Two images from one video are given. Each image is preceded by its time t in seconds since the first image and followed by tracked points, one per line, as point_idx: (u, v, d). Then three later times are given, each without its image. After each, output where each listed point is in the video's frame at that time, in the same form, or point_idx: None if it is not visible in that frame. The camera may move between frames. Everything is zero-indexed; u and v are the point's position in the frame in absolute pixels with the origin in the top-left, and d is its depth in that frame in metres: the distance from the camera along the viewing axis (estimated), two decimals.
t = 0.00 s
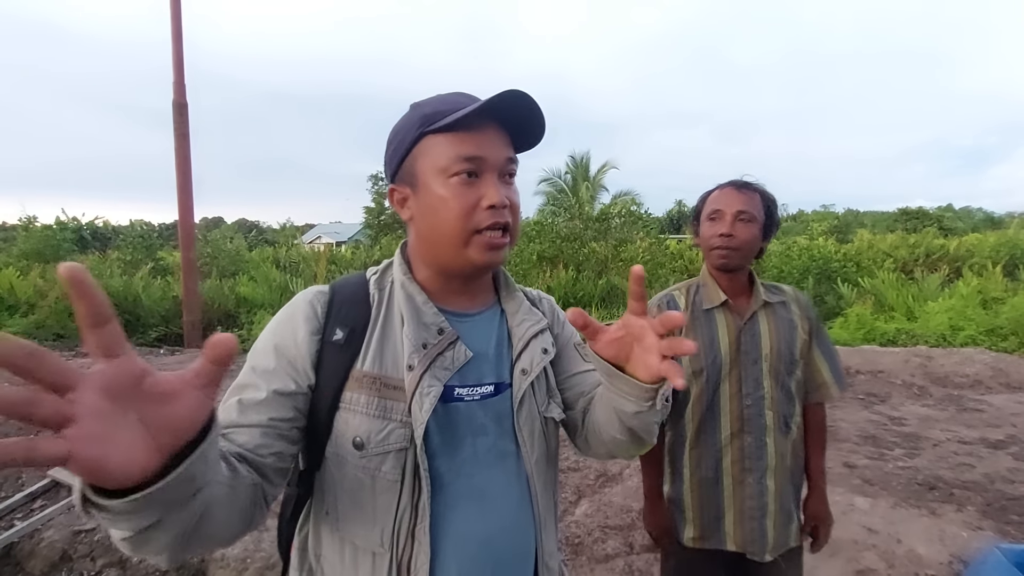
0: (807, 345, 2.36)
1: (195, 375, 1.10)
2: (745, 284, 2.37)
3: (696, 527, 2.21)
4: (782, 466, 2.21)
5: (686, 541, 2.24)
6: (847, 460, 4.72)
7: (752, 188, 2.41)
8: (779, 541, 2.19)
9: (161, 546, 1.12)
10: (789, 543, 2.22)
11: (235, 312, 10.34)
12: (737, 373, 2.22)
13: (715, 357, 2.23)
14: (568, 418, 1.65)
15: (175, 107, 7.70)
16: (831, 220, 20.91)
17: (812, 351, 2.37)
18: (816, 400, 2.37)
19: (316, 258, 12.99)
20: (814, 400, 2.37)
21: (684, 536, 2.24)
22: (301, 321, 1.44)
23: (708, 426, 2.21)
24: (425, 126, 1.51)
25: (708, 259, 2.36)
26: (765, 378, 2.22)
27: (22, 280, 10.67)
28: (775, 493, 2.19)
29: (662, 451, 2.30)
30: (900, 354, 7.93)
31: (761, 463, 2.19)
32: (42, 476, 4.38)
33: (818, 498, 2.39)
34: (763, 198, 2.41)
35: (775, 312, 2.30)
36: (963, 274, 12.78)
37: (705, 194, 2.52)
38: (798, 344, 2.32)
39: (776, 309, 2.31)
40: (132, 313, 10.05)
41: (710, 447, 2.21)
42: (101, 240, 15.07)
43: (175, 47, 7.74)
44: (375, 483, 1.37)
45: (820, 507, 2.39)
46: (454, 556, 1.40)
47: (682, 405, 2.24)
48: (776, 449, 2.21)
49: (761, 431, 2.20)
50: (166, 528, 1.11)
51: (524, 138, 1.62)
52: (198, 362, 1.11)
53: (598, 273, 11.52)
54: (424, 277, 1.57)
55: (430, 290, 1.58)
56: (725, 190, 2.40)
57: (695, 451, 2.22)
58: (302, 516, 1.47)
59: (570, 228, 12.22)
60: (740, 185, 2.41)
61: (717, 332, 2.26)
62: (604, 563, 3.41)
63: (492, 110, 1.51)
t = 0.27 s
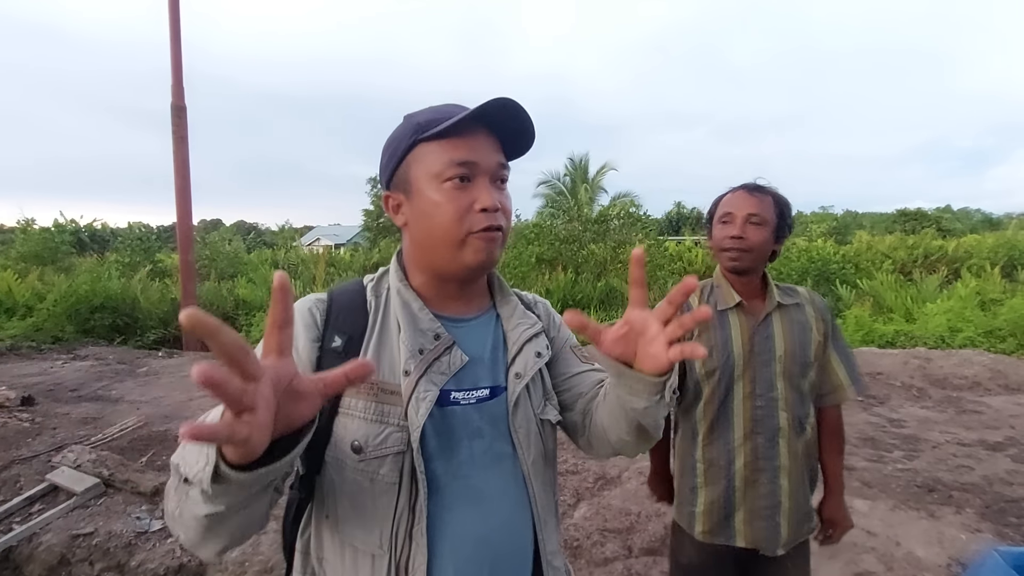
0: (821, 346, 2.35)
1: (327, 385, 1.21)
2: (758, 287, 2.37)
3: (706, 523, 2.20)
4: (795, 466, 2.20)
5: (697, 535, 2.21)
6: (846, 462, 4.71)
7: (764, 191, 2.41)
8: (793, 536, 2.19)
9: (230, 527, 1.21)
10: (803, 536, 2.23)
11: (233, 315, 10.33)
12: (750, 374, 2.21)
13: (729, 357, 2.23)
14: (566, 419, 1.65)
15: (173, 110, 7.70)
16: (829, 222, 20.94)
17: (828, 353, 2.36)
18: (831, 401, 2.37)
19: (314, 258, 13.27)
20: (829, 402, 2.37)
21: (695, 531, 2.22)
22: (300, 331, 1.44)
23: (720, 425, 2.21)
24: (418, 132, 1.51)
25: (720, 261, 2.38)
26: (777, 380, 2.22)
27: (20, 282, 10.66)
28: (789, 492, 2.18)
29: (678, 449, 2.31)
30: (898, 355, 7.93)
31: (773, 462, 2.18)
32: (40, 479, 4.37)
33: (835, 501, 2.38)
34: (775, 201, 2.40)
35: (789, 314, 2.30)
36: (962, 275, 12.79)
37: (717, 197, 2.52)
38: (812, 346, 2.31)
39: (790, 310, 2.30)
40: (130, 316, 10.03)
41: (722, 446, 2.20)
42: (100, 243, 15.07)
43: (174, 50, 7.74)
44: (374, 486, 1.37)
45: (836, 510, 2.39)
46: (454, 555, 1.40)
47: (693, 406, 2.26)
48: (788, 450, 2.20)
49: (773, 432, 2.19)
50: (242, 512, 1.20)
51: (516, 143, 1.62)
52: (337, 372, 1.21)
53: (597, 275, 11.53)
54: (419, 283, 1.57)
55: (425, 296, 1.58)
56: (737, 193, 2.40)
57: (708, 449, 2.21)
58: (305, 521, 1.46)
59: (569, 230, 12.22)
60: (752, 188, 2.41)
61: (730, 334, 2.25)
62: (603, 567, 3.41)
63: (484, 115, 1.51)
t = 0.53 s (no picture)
0: (825, 350, 2.36)
1: (304, 331, 1.23)
2: (762, 291, 2.38)
3: (708, 525, 2.19)
4: (798, 468, 2.22)
5: (700, 538, 2.21)
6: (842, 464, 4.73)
7: (766, 196, 2.42)
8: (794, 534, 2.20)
9: (223, 489, 1.16)
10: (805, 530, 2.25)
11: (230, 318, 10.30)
12: (755, 378, 2.22)
13: (735, 361, 2.23)
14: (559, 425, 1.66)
15: (169, 113, 7.69)
16: (826, 223, 21.01)
17: (831, 357, 2.38)
18: (835, 402, 2.38)
19: (311, 261, 13.30)
20: (833, 404, 2.39)
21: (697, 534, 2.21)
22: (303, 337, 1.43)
23: (725, 428, 2.21)
24: (421, 147, 1.51)
25: (723, 267, 2.40)
26: (782, 384, 2.23)
27: (15, 286, 10.62)
28: (790, 493, 2.19)
29: (682, 455, 2.31)
30: (894, 357, 7.96)
31: (777, 465, 2.19)
32: (35, 485, 4.35)
33: (834, 501, 2.39)
34: (777, 206, 2.41)
35: (794, 318, 2.31)
36: (957, 276, 12.84)
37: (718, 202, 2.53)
38: (816, 350, 2.33)
39: (795, 314, 2.32)
40: (126, 319, 10.00)
41: (727, 449, 2.20)
42: (96, 246, 15.04)
43: (170, 53, 7.74)
44: (375, 490, 1.37)
45: (835, 510, 2.39)
46: (452, 557, 1.40)
47: (698, 408, 2.26)
48: (792, 452, 2.21)
49: (778, 435, 2.20)
50: (238, 471, 1.16)
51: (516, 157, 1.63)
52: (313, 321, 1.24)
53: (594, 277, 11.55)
54: (419, 292, 1.57)
55: (425, 305, 1.58)
56: (739, 199, 2.41)
57: (713, 451, 2.21)
58: (305, 526, 1.46)
59: (566, 232, 12.23)
60: (753, 194, 2.42)
61: (736, 338, 2.26)
62: (600, 570, 3.41)
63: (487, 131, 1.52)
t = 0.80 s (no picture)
0: (824, 351, 2.38)
1: (301, 343, 1.22)
2: (762, 294, 2.39)
3: (717, 531, 2.19)
4: (805, 470, 2.22)
5: (709, 544, 2.21)
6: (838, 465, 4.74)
7: (763, 200, 2.43)
8: (802, 540, 2.20)
9: (226, 506, 1.16)
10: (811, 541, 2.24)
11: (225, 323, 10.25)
12: (759, 380, 2.23)
13: (738, 365, 2.24)
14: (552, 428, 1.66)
15: (163, 117, 7.66)
16: (820, 225, 21.11)
17: (830, 358, 2.39)
18: (834, 403, 2.38)
19: (306, 265, 13.30)
20: (832, 405, 2.38)
21: (706, 540, 2.21)
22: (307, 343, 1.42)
23: (731, 433, 2.21)
24: (421, 153, 1.52)
25: (722, 271, 2.40)
26: (786, 386, 2.23)
27: (8, 292, 10.55)
28: (799, 498, 2.19)
29: (685, 462, 2.31)
30: (889, 358, 7.99)
31: (785, 469, 2.19)
32: (28, 492, 4.31)
33: (839, 501, 2.38)
34: (774, 210, 2.42)
35: (794, 320, 2.32)
36: (950, 277, 12.91)
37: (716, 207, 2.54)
38: (816, 351, 2.34)
39: (795, 316, 2.33)
40: (120, 325, 9.94)
41: (734, 454, 2.20)
42: (89, 251, 14.98)
43: (164, 58, 7.72)
44: (383, 495, 1.37)
45: (841, 509, 2.39)
46: (461, 562, 1.40)
47: (702, 414, 2.27)
48: (799, 455, 2.21)
49: (785, 438, 2.20)
50: (239, 487, 1.16)
51: (515, 165, 1.64)
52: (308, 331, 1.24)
53: (590, 280, 11.56)
54: (418, 297, 1.56)
55: (425, 310, 1.57)
56: (736, 204, 2.42)
57: (720, 457, 2.22)
58: (306, 535, 1.45)
59: (562, 235, 12.23)
60: (751, 198, 2.43)
61: (739, 342, 2.26)
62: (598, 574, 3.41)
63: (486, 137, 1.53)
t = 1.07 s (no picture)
0: (820, 352, 2.39)
1: (302, 393, 1.18)
2: (759, 296, 2.41)
3: (719, 535, 2.19)
4: (804, 471, 2.23)
5: (711, 550, 2.20)
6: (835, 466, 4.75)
7: (760, 201, 2.44)
8: (802, 543, 2.21)
9: (232, 538, 1.18)
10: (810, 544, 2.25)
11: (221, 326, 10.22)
12: (758, 382, 2.24)
13: (737, 366, 2.25)
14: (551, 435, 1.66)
15: (160, 121, 7.65)
16: (816, 226, 21.20)
17: (825, 359, 2.40)
18: (830, 405, 2.40)
19: (303, 268, 13.31)
20: (828, 406, 2.40)
21: (708, 545, 2.21)
22: (310, 345, 1.42)
23: (731, 436, 2.22)
24: (425, 157, 1.53)
25: (720, 272, 2.41)
26: (785, 386, 2.24)
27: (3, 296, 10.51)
28: (799, 500, 2.20)
29: (683, 466, 2.30)
30: (885, 359, 8.02)
31: (785, 470, 2.20)
32: (24, 498, 4.29)
33: (835, 502, 2.39)
34: (772, 211, 2.44)
35: (791, 320, 2.33)
36: (946, 278, 12.97)
37: (713, 208, 2.55)
38: (814, 352, 2.35)
39: (791, 316, 2.34)
40: (116, 329, 9.91)
41: (734, 456, 2.21)
42: (85, 255, 14.93)
43: (160, 61, 7.71)
44: (381, 499, 1.36)
45: (837, 510, 2.39)
46: (460, 568, 1.40)
47: (702, 416, 2.27)
48: (799, 456, 2.22)
49: (785, 439, 2.20)
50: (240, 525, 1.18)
51: (520, 168, 1.64)
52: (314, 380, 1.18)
53: (588, 282, 11.57)
54: (422, 299, 1.56)
55: (429, 312, 1.57)
56: (734, 205, 2.43)
57: (720, 460, 2.22)
58: (306, 535, 1.45)
59: (559, 237, 12.24)
60: (749, 199, 2.44)
61: (738, 343, 2.27)
62: None
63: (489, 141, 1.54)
